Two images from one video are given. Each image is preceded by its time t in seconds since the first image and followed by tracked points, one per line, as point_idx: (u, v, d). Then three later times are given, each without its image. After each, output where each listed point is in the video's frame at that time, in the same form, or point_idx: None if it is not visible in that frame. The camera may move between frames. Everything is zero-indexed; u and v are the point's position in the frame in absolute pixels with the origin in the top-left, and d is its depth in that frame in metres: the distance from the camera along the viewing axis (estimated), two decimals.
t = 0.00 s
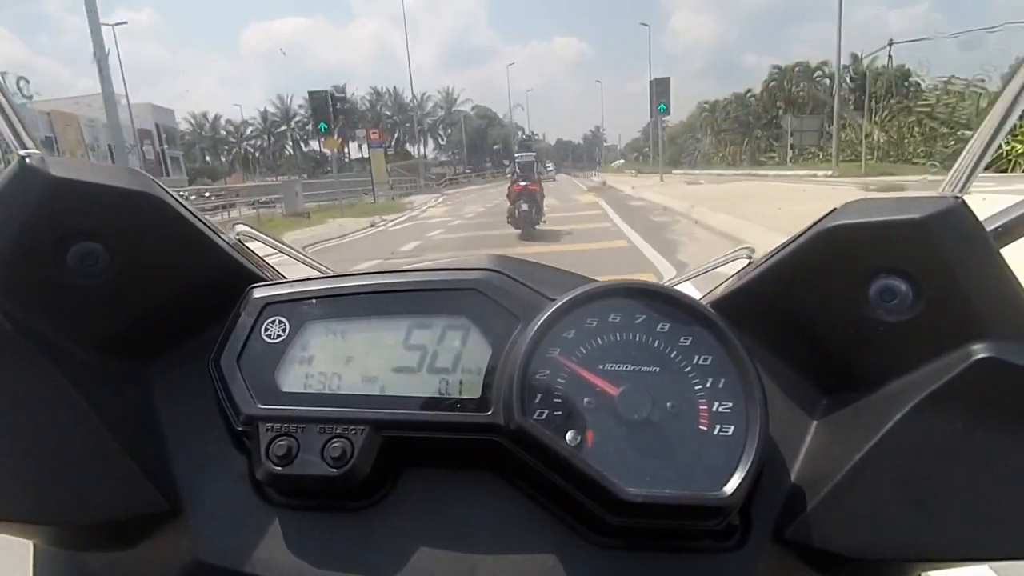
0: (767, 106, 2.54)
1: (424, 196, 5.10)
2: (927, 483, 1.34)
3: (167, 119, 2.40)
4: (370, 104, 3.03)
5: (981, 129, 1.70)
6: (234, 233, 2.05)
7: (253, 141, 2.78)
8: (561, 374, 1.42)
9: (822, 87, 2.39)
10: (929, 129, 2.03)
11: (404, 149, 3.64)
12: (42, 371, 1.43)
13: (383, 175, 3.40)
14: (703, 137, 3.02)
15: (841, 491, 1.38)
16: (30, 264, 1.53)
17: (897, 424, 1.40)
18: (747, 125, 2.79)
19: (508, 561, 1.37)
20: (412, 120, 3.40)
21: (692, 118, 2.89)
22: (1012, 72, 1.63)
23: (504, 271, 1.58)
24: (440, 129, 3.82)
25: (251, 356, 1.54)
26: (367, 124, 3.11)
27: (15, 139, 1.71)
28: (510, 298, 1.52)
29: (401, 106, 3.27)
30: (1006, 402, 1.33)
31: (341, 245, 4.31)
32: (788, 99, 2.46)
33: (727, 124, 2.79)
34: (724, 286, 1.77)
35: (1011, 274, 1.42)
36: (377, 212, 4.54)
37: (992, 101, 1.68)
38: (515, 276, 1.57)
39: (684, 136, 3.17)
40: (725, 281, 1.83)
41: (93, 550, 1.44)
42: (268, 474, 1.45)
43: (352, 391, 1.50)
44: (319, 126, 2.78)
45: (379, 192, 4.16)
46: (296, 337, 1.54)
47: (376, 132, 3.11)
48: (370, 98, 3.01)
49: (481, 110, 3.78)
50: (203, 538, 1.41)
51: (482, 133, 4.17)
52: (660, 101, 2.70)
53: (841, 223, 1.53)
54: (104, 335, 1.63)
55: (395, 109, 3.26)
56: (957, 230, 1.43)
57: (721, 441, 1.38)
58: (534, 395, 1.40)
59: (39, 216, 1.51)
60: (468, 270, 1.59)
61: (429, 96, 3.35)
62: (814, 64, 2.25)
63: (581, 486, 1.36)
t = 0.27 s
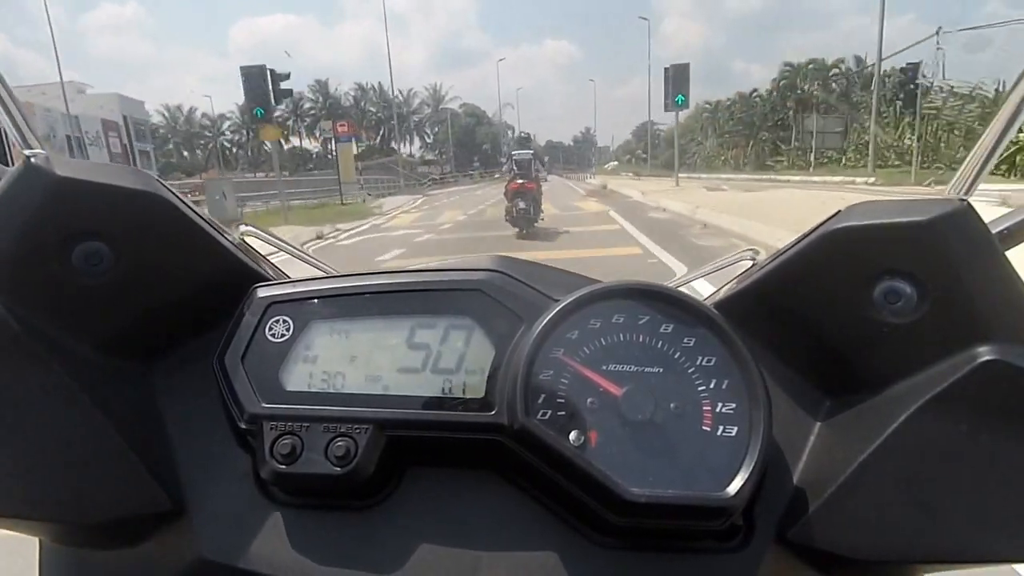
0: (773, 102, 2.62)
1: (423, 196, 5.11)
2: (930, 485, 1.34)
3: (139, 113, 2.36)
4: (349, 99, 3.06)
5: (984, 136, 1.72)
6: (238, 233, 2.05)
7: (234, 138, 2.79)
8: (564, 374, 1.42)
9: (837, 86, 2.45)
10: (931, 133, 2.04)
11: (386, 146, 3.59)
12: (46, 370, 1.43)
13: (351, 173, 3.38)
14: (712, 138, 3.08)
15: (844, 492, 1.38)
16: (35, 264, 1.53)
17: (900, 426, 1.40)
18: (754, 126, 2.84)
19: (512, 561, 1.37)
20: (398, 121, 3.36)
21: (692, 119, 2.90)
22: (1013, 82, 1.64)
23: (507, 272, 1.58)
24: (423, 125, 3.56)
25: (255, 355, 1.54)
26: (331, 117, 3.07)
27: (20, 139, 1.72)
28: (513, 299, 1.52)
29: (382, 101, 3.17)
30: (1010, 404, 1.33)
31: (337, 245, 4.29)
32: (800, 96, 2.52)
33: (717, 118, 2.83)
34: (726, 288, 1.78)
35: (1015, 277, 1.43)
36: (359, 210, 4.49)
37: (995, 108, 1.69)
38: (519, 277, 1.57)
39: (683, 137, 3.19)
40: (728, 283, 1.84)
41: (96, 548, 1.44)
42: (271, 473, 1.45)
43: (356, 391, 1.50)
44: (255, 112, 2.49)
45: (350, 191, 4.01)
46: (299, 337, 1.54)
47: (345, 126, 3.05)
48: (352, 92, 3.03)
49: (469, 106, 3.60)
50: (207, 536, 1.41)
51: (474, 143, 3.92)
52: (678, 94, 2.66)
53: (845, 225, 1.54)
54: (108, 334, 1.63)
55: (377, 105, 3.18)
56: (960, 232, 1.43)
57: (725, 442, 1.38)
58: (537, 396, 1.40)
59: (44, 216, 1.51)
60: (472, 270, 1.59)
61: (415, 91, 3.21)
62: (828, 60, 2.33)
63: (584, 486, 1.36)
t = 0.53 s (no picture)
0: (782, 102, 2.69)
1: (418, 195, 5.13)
2: (929, 484, 1.34)
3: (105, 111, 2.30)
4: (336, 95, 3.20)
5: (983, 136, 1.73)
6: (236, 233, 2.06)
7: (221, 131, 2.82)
8: (562, 373, 1.42)
9: (850, 82, 2.47)
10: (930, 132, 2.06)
11: (364, 143, 4.00)
12: (44, 371, 1.42)
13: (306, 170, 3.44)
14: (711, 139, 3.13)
15: (843, 491, 1.38)
16: (32, 264, 1.52)
17: (898, 424, 1.40)
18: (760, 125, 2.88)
19: (512, 561, 1.37)
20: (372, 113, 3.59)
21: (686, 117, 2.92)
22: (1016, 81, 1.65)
23: (506, 271, 1.58)
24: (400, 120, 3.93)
25: (253, 355, 1.54)
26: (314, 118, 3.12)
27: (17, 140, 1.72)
28: (512, 298, 1.52)
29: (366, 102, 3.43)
30: (1008, 403, 1.34)
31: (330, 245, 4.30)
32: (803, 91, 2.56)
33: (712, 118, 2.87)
34: (725, 287, 1.78)
35: (1012, 275, 1.44)
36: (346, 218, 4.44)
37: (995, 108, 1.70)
38: (517, 277, 1.57)
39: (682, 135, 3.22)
40: (726, 282, 1.84)
41: (94, 548, 1.44)
42: (270, 473, 1.45)
43: (354, 390, 1.50)
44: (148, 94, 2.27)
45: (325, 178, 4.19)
46: (297, 336, 1.54)
47: (302, 119, 2.94)
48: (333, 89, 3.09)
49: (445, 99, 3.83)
50: (205, 537, 1.41)
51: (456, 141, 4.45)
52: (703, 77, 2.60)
53: (843, 224, 1.54)
54: (106, 334, 1.63)
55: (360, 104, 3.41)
56: (959, 230, 1.43)
57: (723, 441, 1.38)
58: (536, 395, 1.40)
59: (42, 215, 1.51)
60: (471, 270, 1.59)
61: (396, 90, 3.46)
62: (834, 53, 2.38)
63: (583, 485, 1.36)
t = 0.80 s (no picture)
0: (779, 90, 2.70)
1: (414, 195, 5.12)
2: (928, 484, 1.35)
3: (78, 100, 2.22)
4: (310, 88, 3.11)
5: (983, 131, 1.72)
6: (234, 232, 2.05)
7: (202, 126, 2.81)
8: (562, 373, 1.42)
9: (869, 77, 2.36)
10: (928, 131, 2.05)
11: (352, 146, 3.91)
12: (43, 371, 1.42)
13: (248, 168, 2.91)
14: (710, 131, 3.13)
15: (843, 491, 1.39)
16: (32, 264, 1.52)
17: (898, 425, 1.40)
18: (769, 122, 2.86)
19: (512, 561, 1.37)
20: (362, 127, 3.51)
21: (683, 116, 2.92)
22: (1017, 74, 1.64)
23: (505, 271, 1.58)
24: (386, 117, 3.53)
25: (253, 355, 1.54)
26: (284, 107, 3.16)
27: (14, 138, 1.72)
28: (512, 298, 1.52)
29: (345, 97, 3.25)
30: (1007, 403, 1.34)
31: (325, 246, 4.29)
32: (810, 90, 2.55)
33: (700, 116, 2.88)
34: (724, 287, 1.78)
35: (1012, 276, 1.44)
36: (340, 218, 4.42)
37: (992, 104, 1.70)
38: (517, 277, 1.57)
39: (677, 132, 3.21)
40: (725, 282, 1.84)
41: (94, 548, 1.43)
42: (269, 474, 1.45)
43: (354, 390, 1.49)
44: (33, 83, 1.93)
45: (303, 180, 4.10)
46: (297, 336, 1.54)
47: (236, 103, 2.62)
48: (310, 82, 3.08)
49: (440, 98, 3.62)
50: (206, 537, 1.41)
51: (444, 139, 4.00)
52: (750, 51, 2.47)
53: (842, 224, 1.54)
54: (105, 335, 1.63)
55: (340, 98, 3.24)
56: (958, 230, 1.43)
57: (723, 441, 1.39)
58: (536, 395, 1.40)
59: (41, 215, 1.51)
60: (470, 269, 1.59)
61: (380, 83, 3.22)
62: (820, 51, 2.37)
63: (583, 486, 1.36)
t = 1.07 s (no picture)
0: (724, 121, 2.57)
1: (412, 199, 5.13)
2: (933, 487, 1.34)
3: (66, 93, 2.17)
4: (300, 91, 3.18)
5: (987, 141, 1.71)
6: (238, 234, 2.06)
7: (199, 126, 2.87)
8: (566, 373, 1.42)
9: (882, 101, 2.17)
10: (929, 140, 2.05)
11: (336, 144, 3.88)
12: (47, 369, 1.42)
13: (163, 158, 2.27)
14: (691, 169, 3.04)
15: (847, 493, 1.38)
16: (37, 262, 1.52)
17: (903, 427, 1.40)
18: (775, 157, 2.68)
19: (515, 562, 1.37)
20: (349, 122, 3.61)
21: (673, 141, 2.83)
22: None
23: (509, 272, 1.58)
24: (375, 123, 3.76)
25: (256, 354, 1.54)
26: (271, 110, 3.21)
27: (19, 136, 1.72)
28: (515, 299, 1.52)
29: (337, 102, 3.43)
30: (1013, 405, 1.33)
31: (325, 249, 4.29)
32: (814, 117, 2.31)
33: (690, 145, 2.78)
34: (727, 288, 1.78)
35: (1018, 278, 1.43)
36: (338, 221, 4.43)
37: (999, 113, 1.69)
38: (521, 277, 1.57)
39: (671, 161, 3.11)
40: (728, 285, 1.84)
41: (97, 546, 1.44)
42: (272, 473, 1.45)
43: (357, 390, 1.49)
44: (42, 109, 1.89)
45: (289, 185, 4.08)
46: (301, 336, 1.54)
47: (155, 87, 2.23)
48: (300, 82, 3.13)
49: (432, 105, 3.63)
50: (209, 536, 1.41)
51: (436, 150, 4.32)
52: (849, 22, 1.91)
53: (847, 225, 1.54)
54: (108, 334, 1.63)
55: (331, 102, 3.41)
56: (964, 232, 1.43)
57: (726, 442, 1.38)
58: (540, 395, 1.40)
59: (47, 214, 1.51)
60: (474, 270, 1.59)
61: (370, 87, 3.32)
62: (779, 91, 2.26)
63: (586, 486, 1.36)
